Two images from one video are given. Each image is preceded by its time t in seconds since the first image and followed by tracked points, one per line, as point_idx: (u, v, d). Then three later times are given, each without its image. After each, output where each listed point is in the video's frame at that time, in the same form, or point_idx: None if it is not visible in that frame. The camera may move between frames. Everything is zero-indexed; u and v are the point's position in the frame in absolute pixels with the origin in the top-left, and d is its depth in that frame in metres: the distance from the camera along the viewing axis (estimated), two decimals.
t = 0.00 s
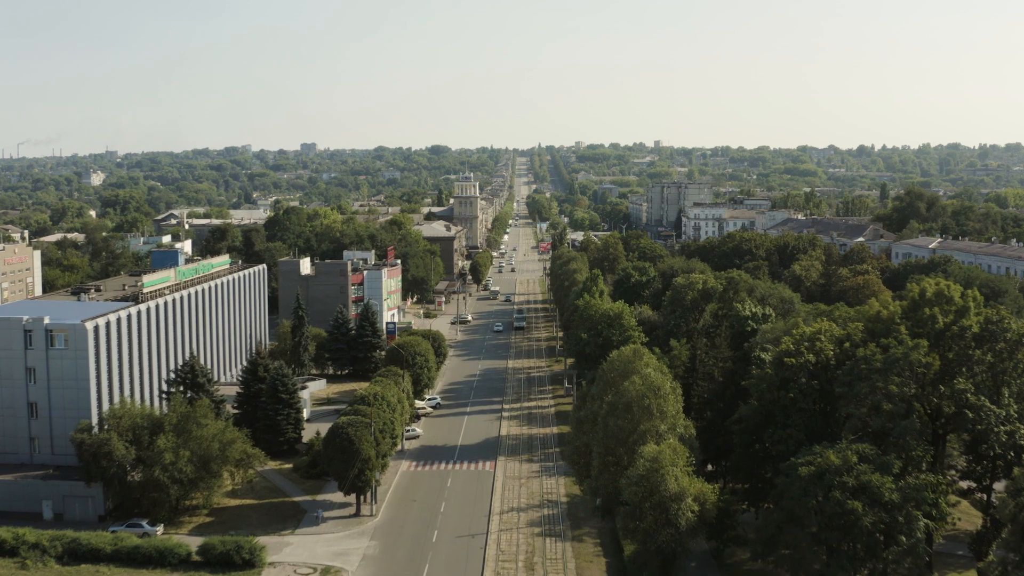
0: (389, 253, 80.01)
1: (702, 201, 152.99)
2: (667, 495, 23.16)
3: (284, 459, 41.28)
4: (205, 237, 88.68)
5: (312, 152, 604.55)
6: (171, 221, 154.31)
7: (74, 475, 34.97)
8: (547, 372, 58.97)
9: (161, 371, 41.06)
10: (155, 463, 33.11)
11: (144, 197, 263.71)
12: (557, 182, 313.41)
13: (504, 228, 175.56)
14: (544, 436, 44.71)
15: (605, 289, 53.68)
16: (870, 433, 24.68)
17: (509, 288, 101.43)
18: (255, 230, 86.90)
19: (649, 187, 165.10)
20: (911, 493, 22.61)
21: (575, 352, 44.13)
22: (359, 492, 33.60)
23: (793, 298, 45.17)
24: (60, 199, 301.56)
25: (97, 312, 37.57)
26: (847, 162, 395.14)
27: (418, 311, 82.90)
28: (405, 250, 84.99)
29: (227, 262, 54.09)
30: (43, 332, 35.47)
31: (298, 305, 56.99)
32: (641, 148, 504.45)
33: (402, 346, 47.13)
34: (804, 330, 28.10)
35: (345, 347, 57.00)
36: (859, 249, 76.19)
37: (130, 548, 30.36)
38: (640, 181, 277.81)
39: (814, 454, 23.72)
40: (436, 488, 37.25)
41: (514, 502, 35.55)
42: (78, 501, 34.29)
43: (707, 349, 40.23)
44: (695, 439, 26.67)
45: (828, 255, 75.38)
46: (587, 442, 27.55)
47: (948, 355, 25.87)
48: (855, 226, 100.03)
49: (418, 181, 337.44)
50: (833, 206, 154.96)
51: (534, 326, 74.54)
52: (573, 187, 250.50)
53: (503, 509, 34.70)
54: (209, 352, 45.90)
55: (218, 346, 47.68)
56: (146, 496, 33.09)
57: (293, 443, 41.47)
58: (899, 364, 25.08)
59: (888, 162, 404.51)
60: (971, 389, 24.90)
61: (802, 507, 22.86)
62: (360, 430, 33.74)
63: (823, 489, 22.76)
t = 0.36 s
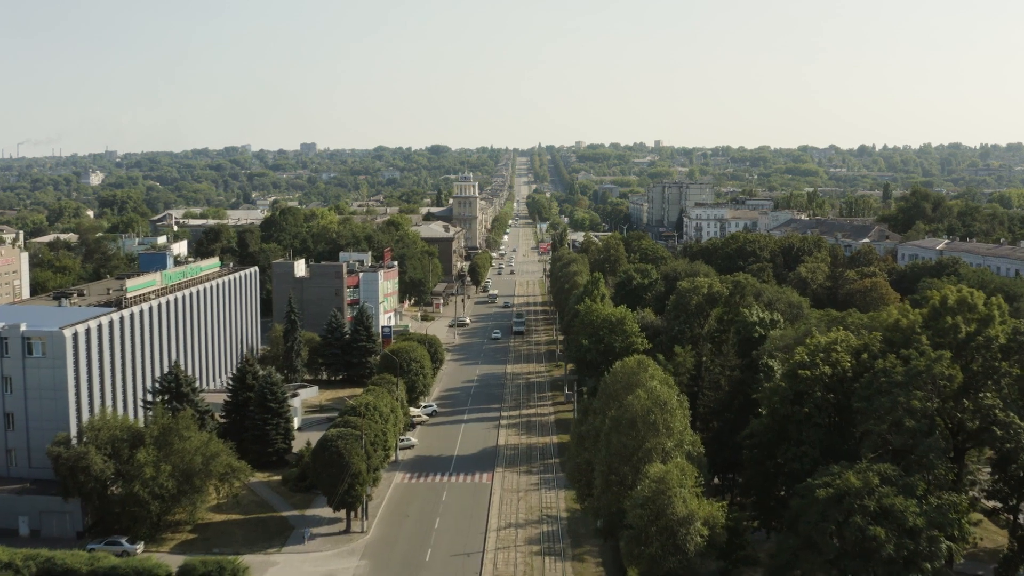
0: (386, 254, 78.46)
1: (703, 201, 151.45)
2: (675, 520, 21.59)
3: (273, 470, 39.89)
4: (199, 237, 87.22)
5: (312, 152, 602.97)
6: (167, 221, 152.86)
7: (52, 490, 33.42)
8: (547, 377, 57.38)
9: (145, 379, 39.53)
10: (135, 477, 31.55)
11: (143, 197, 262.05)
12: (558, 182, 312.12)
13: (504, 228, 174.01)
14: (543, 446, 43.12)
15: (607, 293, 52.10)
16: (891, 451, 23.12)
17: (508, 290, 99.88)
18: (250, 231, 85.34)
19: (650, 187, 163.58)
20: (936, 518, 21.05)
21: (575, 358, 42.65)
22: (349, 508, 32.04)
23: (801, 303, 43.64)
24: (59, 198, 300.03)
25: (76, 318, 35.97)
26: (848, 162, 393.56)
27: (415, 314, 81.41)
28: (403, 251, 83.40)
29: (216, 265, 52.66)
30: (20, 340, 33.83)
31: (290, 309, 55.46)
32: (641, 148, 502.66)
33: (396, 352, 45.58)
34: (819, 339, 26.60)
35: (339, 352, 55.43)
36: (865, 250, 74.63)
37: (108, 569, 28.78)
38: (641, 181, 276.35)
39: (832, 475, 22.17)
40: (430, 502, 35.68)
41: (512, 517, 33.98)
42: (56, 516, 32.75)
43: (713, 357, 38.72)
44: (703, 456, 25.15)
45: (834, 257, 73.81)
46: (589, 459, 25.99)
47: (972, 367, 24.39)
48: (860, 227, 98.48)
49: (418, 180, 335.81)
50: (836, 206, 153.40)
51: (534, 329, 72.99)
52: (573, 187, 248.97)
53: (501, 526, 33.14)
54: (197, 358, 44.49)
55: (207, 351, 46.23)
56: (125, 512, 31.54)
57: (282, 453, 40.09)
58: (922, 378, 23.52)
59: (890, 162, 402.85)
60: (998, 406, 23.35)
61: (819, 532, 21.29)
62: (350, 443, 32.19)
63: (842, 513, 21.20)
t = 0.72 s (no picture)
0: (382, 256, 76.86)
1: (704, 201, 149.93)
2: (683, 547, 19.99)
3: (261, 483, 38.37)
4: (191, 239, 85.62)
5: (311, 152, 601.44)
6: (162, 222, 151.36)
7: (26, 505, 31.83)
8: (546, 383, 55.76)
9: (128, 388, 37.90)
10: (113, 493, 29.95)
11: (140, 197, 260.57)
12: (558, 182, 310.34)
13: (503, 228, 172.42)
14: (542, 457, 41.52)
15: (607, 296, 50.48)
16: (915, 472, 21.55)
17: (507, 291, 98.29)
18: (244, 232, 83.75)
19: (650, 187, 162.01)
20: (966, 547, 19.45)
21: (575, 366, 41.12)
22: (337, 526, 30.47)
23: (809, 309, 42.00)
24: (56, 199, 298.45)
25: (54, 325, 34.32)
26: (848, 162, 391.95)
27: (412, 317, 79.74)
28: (399, 253, 81.79)
29: (206, 269, 51.20)
30: None
31: (281, 313, 53.89)
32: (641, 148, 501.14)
33: (390, 359, 44.03)
34: (834, 350, 25.07)
35: (332, 357, 53.91)
36: (871, 251, 73.00)
37: None
38: (640, 181, 274.85)
39: (853, 500, 20.55)
40: (424, 517, 34.15)
41: (509, 534, 32.42)
42: (30, 534, 31.19)
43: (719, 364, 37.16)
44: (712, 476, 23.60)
45: (840, 259, 72.17)
46: (590, 478, 24.42)
47: (999, 380, 22.87)
48: (864, 228, 96.86)
49: (417, 180, 334.03)
50: (839, 206, 151.82)
51: (532, 333, 71.41)
52: (573, 187, 247.30)
53: (497, 543, 31.58)
54: (183, 365, 42.96)
55: (194, 358, 44.68)
56: (103, 530, 29.93)
57: (271, 465, 38.55)
58: (948, 394, 21.91)
59: (891, 161, 401.23)
60: None
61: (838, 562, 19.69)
62: (339, 457, 30.64)
63: (863, 541, 19.61)
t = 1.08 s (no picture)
0: (378, 258, 75.35)
1: (706, 201, 148.34)
2: None
3: (249, 497, 36.78)
4: (185, 240, 84.13)
5: (311, 153, 600.11)
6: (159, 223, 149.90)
7: None
8: (546, 389, 54.12)
9: (108, 397, 36.28)
10: (88, 511, 28.37)
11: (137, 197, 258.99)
12: (558, 182, 308.70)
13: (503, 228, 170.82)
14: (542, 468, 39.91)
15: (609, 300, 48.94)
16: (942, 496, 20.03)
17: (506, 294, 96.79)
18: (238, 233, 82.20)
19: (651, 187, 160.44)
20: None
21: (575, 374, 39.58)
22: (326, 546, 28.87)
23: (818, 314, 40.47)
24: (54, 199, 296.77)
25: (30, 333, 32.64)
26: (849, 162, 390.05)
27: (408, 320, 78.06)
28: (396, 255, 80.22)
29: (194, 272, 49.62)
30: None
31: (273, 317, 52.29)
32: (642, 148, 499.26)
33: (384, 366, 42.48)
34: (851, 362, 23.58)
35: (326, 363, 52.44)
36: (878, 253, 71.38)
37: None
38: (641, 180, 273.29)
39: (877, 528, 19.00)
40: (418, 533, 32.58)
41: (506, 552, 30.86)
42: (3, 552, 29.82)
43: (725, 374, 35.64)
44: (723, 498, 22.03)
45: (846, 261, 70.54)
46: (592, 499, 22.86)
47: None
48: (869, 228, 95.24)
49: (416, 181, 332.37)
50: (842, 207, 150.18)
51: (531, 336, 69.85)
52: (573, 187, 245.66)
53: (493, 563, 30.01)
54: (167, 373, 41.39)
55: (179, 366, 43.12)
56: (78, 549, 28.28)
57: (258, 478, 36.96)
58: (978, 411, 20.38)
59: (892, 161, 399.56)
60: None
61: None
62: (326, 472, 29.05)
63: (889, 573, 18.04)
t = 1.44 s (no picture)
0: (375, 260, 73.96)
1: (707, 202, 146.83)
2: None
3: (235, 511, 35.19)
4: (178, 240, 82.68)
5: (310, 153, 598.55)
6: (155, 223, 148.45)
7: None
8: (546, 396, 52.52)
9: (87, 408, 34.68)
10: (60, 531, 26.78)
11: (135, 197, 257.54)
12: (558, 182, 307.00)
13: (502, 229, 169.36)
14: (541, 481, 38.32)
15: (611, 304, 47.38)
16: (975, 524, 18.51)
17: (506, 296, 95.28)
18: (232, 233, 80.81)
19: (652, 187, 158.84)
20: None
21: (576, 382, 38.05)
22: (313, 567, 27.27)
23: (829, 320, 38.89)
24: (51, 199, 295.26)
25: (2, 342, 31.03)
26: (851, 162, 388.41)
27: (405, 323, 76.47)
28: (393, 256, 78.68)
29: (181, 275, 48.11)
30: None
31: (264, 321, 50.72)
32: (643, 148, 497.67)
33: (377, 374, 40.95)
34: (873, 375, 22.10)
35: (318, 368, 50.91)
36: (885, 254, 69.81)
37: None
38: (641, 180, 272.45)
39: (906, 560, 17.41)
40: (410, 551, 31.00)
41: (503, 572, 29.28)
42: None
43: (733, 383, 34.12)
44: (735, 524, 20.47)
45: (853, 263, 68.97)
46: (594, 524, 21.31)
47: None
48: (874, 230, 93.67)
49: (416, 181, 330.88)
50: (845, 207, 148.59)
51: (531, 340, 68.33)
52: (574, 187, 244.16)
53: None
54: (151, 381, 39.84)
55: (165, 373, 41.56)
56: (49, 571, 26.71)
57: (245, 492, 35.36)
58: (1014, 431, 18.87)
59: (894, 161, 397.95)
60: None
61: None
62: (313, 489, 27.46)
63: None
